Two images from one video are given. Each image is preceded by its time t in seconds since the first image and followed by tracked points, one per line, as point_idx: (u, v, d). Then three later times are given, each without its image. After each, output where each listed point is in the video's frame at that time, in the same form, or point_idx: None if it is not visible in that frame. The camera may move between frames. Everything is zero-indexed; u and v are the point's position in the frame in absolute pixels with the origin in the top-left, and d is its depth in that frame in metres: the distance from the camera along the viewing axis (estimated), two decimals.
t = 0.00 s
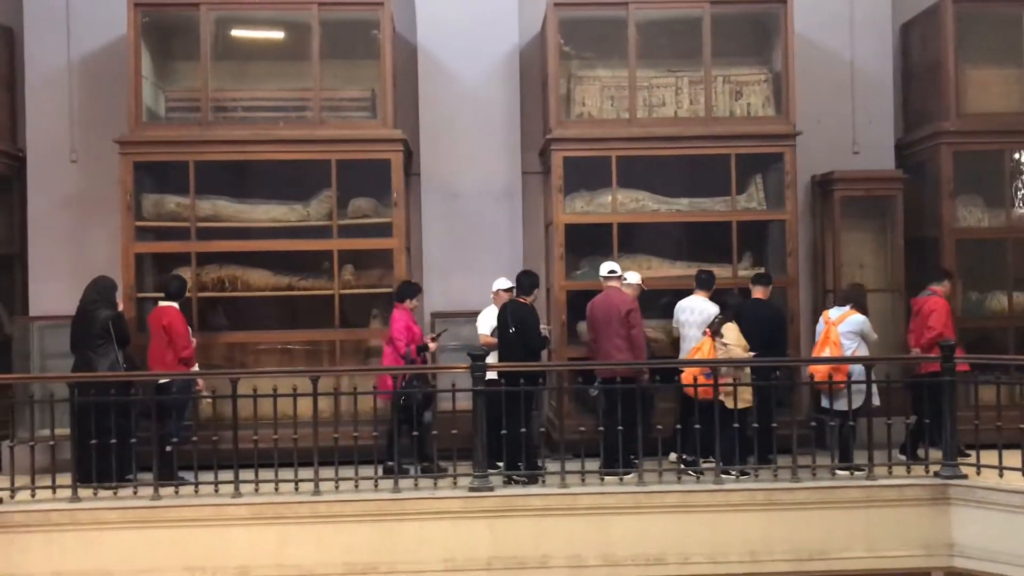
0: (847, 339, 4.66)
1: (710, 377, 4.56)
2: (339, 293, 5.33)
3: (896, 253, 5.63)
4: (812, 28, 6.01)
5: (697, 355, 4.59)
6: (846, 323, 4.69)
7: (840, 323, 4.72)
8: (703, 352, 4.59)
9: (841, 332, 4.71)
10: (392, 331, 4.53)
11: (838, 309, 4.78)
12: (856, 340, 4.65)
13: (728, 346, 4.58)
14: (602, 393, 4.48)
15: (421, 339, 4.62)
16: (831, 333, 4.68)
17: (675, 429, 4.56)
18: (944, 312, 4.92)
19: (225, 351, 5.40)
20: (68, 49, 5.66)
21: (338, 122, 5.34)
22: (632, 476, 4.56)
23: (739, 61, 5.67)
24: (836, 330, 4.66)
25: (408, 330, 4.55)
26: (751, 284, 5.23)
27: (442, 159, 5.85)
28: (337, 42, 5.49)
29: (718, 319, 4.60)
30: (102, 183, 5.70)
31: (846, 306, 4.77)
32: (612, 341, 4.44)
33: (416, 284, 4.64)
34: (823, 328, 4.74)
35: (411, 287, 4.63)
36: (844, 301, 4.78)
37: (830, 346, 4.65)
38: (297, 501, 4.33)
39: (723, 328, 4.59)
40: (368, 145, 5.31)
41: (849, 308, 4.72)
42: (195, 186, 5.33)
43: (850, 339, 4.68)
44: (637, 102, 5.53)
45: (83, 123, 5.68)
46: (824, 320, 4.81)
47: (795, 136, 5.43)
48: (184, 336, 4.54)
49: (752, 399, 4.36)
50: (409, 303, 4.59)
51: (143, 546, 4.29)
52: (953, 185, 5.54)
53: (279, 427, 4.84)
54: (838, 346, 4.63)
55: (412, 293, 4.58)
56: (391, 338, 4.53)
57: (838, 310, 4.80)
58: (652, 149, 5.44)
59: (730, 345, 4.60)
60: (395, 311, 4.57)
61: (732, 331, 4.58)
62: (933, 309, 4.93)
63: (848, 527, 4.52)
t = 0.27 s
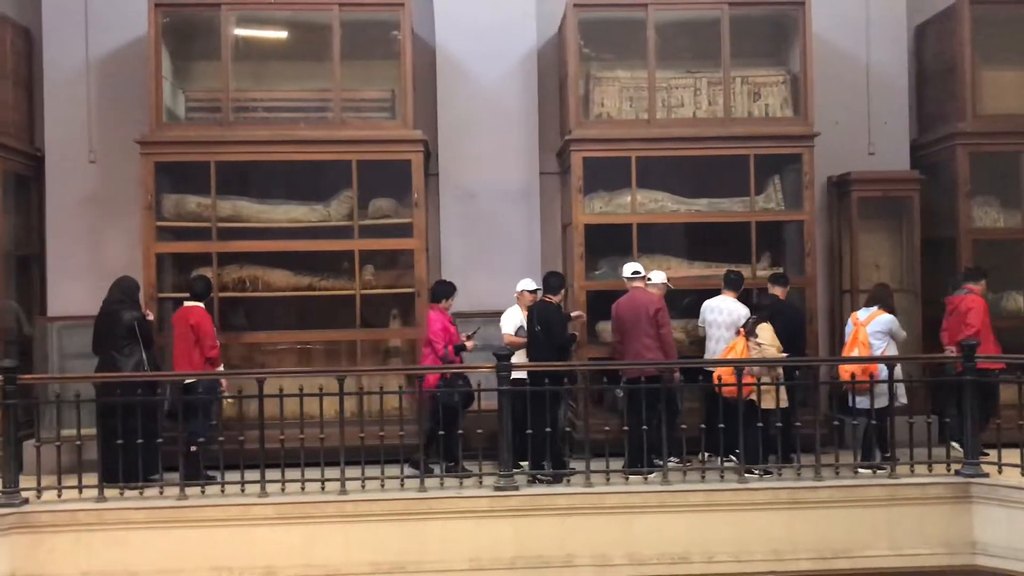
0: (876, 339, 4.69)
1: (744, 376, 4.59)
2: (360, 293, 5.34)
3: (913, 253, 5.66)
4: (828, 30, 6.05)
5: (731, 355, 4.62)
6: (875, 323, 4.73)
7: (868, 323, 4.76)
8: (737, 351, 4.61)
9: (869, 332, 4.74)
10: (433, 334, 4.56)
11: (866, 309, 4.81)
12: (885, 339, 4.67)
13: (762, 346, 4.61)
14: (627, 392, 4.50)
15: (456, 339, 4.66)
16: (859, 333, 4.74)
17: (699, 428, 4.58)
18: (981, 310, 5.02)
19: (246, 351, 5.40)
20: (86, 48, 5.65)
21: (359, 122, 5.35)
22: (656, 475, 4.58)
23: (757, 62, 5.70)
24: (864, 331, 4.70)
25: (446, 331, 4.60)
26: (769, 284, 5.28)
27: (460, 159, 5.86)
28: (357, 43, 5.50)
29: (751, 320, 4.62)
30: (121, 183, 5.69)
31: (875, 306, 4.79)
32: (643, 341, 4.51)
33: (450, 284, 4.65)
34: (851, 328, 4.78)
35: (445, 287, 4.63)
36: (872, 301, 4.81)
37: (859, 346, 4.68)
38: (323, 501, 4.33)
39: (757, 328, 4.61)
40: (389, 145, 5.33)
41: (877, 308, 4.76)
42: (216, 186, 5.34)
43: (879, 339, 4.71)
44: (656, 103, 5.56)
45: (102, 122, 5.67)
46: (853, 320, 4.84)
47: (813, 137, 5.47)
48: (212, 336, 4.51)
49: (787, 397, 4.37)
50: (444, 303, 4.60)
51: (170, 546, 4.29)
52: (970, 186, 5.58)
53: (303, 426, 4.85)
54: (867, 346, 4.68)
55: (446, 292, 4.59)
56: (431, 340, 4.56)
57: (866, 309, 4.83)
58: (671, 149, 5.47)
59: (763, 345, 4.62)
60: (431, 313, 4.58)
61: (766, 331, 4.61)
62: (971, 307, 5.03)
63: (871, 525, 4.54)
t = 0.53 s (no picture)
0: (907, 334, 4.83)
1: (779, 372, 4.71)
2: (380, 291, 5.34)
3: (930, 251, 5.69)
4: (844, 29, 6.09)
5: (766, 351, 4.79)
6: (907, 319, 4.87)
7: (898, 319, 4.90)
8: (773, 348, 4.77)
9: (900, 328, 4.89)
10: (460, 332, 4.62)
11: (894, 306, 4.96)
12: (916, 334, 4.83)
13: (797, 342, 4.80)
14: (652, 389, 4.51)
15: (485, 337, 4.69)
16: (891, 329, 4.81)
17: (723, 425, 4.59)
18: None
19: (266, 349, 5.40)
20: (104, 45, 5.63)
21: (380, 120, 5.36)
22: (681, 472, 4.59)
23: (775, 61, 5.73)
24: (897, 326, 4.80)
25: (473, 329, 4.62)
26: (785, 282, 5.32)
27: (478, 156, 5.86)
28: (377, 41, 5.51)
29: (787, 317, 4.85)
30: (138, 180, 5.66)
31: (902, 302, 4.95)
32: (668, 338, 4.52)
33: (481, 281, 4.67)
34: (883, 324, 4.86)
35: (476, 285, 4.66)
36: (897, 299, 4.97)
37: (890, 342, 4.78)
38: (350, 498, 4.32)
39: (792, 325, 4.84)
40: (410, 143, 5.33)
41: (906, 305, 4.91)
42: (237, 184, 5.33)
43: (910, 334, 4.87)
44: (675, 101, 5.57)
45: (119, 120, 5.65)
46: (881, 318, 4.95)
47: (831, 135, 5.50)
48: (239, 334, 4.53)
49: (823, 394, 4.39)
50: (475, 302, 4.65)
51: (196, 543, 4.27)
52: (986, 184, 5.60)
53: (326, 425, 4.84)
54: (900, 341, 4.77)
55: (477, 291, 4.62)
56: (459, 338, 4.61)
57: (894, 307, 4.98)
58: (691, 148, 5.49)
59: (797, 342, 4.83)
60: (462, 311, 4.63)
61: (799, 328, 4.83)
62: (1013, 305, 5.08)
63: (895, 521, 4.56)
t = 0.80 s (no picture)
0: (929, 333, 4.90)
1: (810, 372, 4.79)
2: (397, 292, 5.33)
3: (942, 253, 5.73)
4: (856, 32, 6.13)
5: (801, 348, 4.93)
6: (930, 319, 4.94)
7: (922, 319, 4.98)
8: (807, 348, 4.90)
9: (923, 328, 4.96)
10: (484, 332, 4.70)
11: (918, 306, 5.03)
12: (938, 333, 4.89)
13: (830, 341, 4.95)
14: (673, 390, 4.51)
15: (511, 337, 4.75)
16: (914, 328, 4.92)
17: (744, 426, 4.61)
18: None
19: (282, 349, 5.38)
20: (117, 45, 5.59)
21: (396, 121, 5.35)
22: (702, 472, 4.60)
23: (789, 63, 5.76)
24: (919, 326, 4.91)
25: (497, 329, 4.69)
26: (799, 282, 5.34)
27: (493, 157, 5.86)
28: (394, 41, 5.50)
29: (822, 317, 5.04)
30: (153, 180, 5.65)
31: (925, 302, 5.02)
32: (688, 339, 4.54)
33: (510, 283, 4.73)
34: (905, 324, 4.98)
35: (505, 286, 4.74)
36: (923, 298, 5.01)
37: (913, 341, 4.89)
38: (374, 500, 4.31)
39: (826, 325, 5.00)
40: (427, 144, 5.32)
41: (929, 304, 4.98)
42: (254, 185, 5.31)
43: (933, 333, 4.93)
44: (691, 102, 5.58)
45: (134, 120, 5.62)
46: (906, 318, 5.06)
47: (846, 137, 5.53)
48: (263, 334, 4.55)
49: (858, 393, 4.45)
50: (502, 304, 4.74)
51: (219, 545, 4.25)
52: (999, 186, 5.64)
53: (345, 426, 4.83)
54: (923, 341, 4.86)
55: (506, 292, 4.69)
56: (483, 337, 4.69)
57: (919, 307, 5.06)
58: (707, 149, 5.50)
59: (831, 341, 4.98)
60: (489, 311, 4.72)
61: (834, 327, 5.00)
62: None
63: (914, 521, 4.59)
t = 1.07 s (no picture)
0: (953, 332, 4.95)
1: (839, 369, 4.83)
2: (414, 290, 5.33)
3: (954, 252, 5.80)
4: (867, 32, 6.19)
5: (831, 346, 4.99)
6: (954, 318, 4.97)
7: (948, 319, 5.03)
8: (837, 344, 4.96)
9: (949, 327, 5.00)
10: (515, 328, 4.65)
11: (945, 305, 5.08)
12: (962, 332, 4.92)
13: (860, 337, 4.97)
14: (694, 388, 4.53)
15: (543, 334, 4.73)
16: (939, 327, 5.00)
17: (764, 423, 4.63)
18: None
19: (300, 348, 5.38)
20: (132, 43, 5.56)
21: (414, 119, 5.35)
22: (722, 469, 4.63)
23: (802, 64, 5.80)
24: (943, 325, 4.97)
25: (528, 326, 4.66)
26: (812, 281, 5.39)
27: (508, 156, 5.88)
28: (410, 40, 5.50)
29: (851, 313, 5.05)
30: (167, 178, 5.59)
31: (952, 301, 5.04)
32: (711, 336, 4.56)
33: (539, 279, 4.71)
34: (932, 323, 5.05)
35: (534, 282, 4.70)
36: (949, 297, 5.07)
37: (937, 340, 4.96)
38: (398, 497, 4.31)
39: (856, 321, 5.02)
40: (444, 142, 5.33)
41: (955, 303, 5.02)
42: (272, 184, 5.31)
43: (957, 331, 4.96)
44: (706, 102, 5.62)
45: (147, 118, 5.58)
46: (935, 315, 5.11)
47: (859, 137, 5.58)
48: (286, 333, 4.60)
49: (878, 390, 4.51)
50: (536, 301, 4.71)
51: (243, 544, 4.24)
52: (1010, 186, 5.69)
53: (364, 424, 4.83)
54: (945, 340, 4.93)
55: (536, 289, 4.67)
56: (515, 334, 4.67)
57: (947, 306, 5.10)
58: (722, 148, 5.54)
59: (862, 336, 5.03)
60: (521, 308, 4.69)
61: (863, 323, 5.00)
62: None
63: (932, 517, 4.63)
